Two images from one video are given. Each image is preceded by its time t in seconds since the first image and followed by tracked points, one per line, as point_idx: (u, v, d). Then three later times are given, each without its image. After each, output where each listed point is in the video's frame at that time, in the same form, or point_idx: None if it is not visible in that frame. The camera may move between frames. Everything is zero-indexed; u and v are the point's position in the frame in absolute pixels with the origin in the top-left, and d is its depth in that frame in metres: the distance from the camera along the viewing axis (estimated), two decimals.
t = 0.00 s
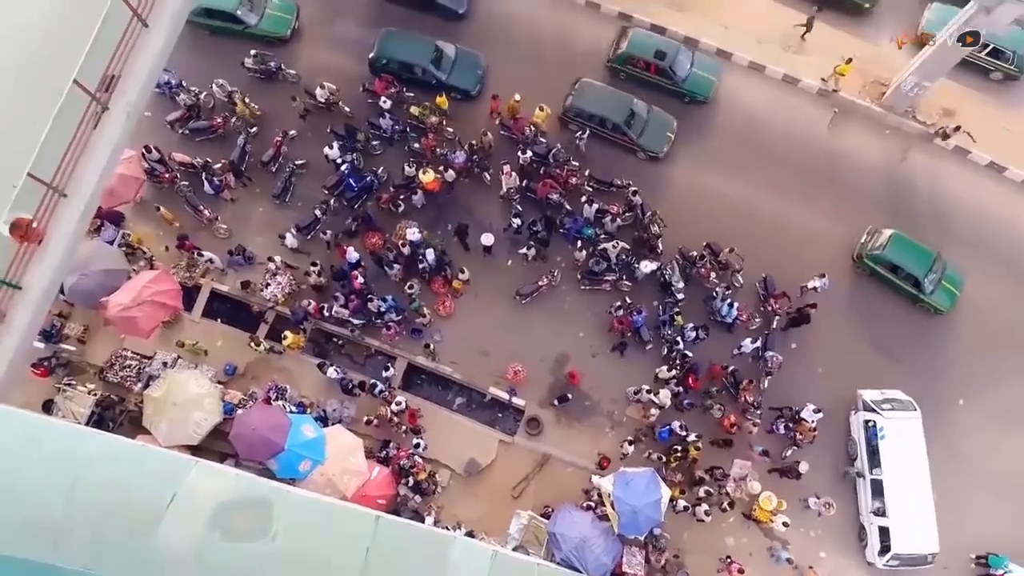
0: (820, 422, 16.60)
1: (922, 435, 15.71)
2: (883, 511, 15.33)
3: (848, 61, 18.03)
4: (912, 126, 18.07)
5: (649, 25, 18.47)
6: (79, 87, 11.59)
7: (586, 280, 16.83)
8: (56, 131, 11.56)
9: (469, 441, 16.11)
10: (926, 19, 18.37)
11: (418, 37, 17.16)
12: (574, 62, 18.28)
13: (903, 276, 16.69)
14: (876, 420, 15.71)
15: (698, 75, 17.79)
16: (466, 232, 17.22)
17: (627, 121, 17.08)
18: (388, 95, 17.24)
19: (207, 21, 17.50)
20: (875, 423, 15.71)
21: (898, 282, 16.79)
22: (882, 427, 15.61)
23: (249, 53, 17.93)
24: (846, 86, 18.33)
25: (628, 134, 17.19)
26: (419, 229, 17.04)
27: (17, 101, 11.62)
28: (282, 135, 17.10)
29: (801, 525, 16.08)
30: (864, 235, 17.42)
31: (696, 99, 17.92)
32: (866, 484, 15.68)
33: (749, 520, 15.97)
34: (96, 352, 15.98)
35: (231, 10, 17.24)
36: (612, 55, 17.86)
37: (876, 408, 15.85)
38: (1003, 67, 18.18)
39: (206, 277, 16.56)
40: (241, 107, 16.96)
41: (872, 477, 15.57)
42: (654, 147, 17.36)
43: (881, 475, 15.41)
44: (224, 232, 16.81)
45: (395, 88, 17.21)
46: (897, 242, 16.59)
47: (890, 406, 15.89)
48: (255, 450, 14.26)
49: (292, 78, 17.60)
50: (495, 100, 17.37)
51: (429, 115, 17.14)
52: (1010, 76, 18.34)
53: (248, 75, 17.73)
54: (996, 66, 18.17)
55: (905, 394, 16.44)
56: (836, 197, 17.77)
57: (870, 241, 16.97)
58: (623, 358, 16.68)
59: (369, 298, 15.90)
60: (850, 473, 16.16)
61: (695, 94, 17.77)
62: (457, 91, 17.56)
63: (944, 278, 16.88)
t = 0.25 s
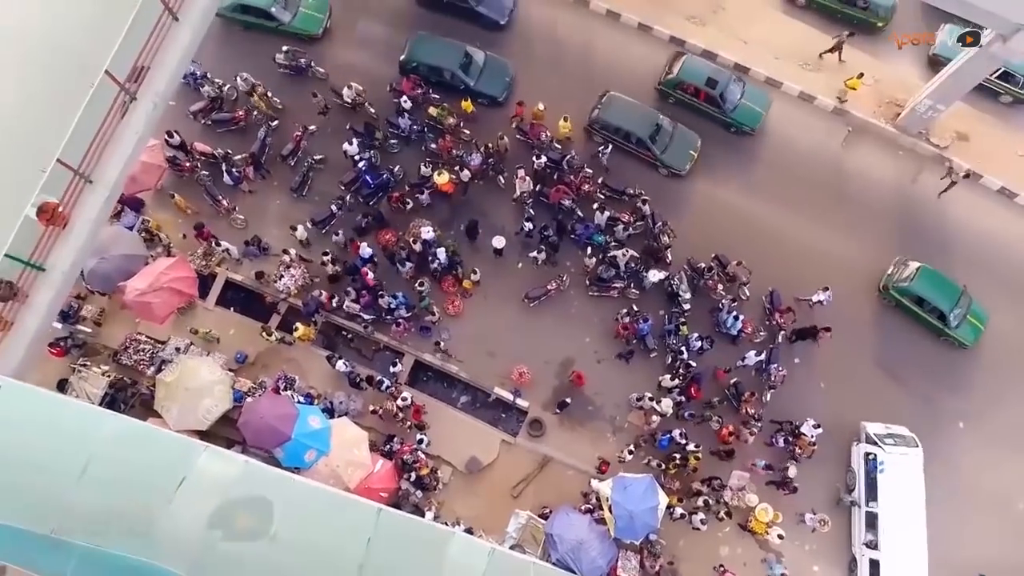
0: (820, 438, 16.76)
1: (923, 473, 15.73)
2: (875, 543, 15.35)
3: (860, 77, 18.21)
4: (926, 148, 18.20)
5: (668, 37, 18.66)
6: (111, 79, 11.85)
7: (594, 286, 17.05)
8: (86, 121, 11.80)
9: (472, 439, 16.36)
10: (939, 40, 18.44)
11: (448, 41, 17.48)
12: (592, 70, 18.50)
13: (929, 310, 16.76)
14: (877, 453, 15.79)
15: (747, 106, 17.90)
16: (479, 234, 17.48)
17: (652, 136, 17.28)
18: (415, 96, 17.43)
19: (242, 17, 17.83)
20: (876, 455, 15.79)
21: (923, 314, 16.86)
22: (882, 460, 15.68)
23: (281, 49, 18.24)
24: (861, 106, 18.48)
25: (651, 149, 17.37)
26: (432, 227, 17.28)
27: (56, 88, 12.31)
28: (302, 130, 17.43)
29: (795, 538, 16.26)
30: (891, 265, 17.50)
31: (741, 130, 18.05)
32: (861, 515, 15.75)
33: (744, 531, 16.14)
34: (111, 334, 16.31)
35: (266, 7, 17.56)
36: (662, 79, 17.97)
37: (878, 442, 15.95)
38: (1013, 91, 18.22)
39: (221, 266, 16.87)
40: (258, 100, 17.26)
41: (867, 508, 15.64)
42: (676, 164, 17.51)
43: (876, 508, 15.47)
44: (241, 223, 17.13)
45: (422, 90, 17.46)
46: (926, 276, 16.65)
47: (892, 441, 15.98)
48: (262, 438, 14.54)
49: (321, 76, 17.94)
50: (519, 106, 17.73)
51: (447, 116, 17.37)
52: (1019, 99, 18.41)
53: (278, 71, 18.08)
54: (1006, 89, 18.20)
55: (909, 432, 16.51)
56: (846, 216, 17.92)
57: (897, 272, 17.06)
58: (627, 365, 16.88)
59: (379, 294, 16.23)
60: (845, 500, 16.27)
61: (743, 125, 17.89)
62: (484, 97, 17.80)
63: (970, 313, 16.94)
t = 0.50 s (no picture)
0: (819, 448, 16.88)
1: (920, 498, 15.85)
2: (869, 565, 15.59)
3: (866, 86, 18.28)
4: (934, 163, 18.29)
5: (681, 44, 18.77)
6: (130, 72, 12.11)
7: (599, 291, 17.20)
8: (104, 113, 12.04)
9: (474, 439, 16.53)
10: (946, 54, 18.55)
11: (468, 45, 17.64)
12: (604, 76, 18.64)
13: (946, 332, 16.83)
14: (876, 475, 15.87)
15: (780, 130, 17.89)
16: (486, 235, 17.65)
17: (668, 147, 17.37)
18: (432, 98, 17.65)
19: (265, 15, 18.02)
20: (874, 478, 15.87)
21: (940, 337, 16.93)
22: (880, 483, 15.75)
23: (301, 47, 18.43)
24: (871, 119, 18.58)
25: (666, 161, 17.47)
26: (440, 226, 17.46)
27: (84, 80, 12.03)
28: (315, 127, 17.62)
29: (792, 546, 16.39)
30: (909, 287, 17.59)
31: (772, 153, 18.07)
32: (856, 535, 15.90)
33: (741, 537, 16.28)
34: (121, 323, 16.55)
35: (289, 6, 17.76)
36: (696, 98, 18.05)
37: (878, 464, 16.02)
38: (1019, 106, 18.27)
39: (231, 260, 17.07)
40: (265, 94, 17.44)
41: (863, 530, 15.78)
42: (691, 177, 17.61)
43: (872, 530, 15.61)
44: (252, 217, 17.34)
45: (439, 92, 17.65)
46: (944, 299, 16.74)
47: (892, 465, 16.06)
48: (268, 430, 14.73)
49: (341, 75, 18.17)
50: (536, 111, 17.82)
51: (458, 117, 17.56)
52: None
53: (296, 69, 18.29)
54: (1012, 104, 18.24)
55: (909, 455, 16.59)
56: (852, 228, 18.03)
57: (915, 294, 17.14)
58: (629, 369, 17.03)
59: (387, 292, 16.42)
60: (840, 518, 16.35)
61: (774, 149, 17.91)
62: (502, 101, 17.94)
63: (987, 338, 17.02)
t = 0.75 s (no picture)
0: (818, 461, 17.02)
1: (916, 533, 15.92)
2: None
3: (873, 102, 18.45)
4: (944, 183, 18.40)
5: (697, 56, 18.94)
6: (156, 66, 12.42)
7: (606, 297, 17.40)
8: (130, 105, 12.32)
9: (477, 438, 16.76)
10: (958, 74, 18.64)
11: (496, 53, 17.82)
12: (619, 85, 18.83)
13: (968, 366, 16.89)
14: (874, 505, 15.95)
15: (822, 167, 17.87)
16: (497, 237, 17.87)
17: (689, 164, 17.51)
18: (454, 101, 17.96)
19: (295, 14, 18.30)
20: (871, 509, 15.96)
21: (961, 369, 17.00)
22: (876, 515, 15.87)
23: (327, 47, 18.70)
24: (883, 137, 18.69)
25: (686, 177, 17.61)
26: (451, 227, 17.68)
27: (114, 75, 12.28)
28: (333, 124, 17.89)
29: (787, 558, 16.54)
30: (933, 319, 17.66)
31: (811, 190, 18.06)
32: (847, 562, 16.04)
33: (737, 547, 16.44)
34: (136, 310, 16.85)
35: (320, 7, 17.97)
36: (742, 128, 18.18)
37: (876, 496, 16.10)
38: None
39: (245, 252, 17.36)
40: (277, 88, 17.65)
41: (855, 559, 15.89)
42: (711, 195, 17.75)
43: (864, 560, 15.75)
44: (267, 211, 17.63)
45: (462, 96, 17.93)
46: (968, 333, 16.84)
47: (891, 497, 16.12)
48: (275, 421, 15.01)
49: (365, 75, 18.41)
50: (558, 117, 17.97)
51: (474, 120, 17.80)
52: None
53: (323, 69, 18.55)
54: None
55: (908, 490, 16.64)
56: (860, 245, 18.17)
57: (939, 326, 17.23)
58: (633, 375, 17.22)
59: (397, 290, 16.65)
60: (834, 544, 16.49)
61: (814, 186, 17.89)
62: (526, 109, 18.15)
63: (1009, 373, 17.07)
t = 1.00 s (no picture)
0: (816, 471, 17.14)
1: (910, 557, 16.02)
2: None
3: (878, 111, 18.49)
4: (951, 198, 18.49)
5: (708, 65, 19.06)
6: (175, 63, 12.59)
7: (611, 301, 17.53)
8: (148, 101, 12.46)
9: (478, 437, 16.94)
10: (963, 88, 18.74)
11: (514, 59, 17.98)
12: (630, 92, 18.98)
13: (983, 391, 16.94)
14: (870, 527, 16.04)
15: (849, 197, 17.87)
16: (504, 239, 18.03)
17: (703, 177, 17.65)
18: (468, 104, 18.17)
19: (316, 15, 18.51)
20: (867, 530, 16.06)
21: (977, 395, 17.04)
22: (872, 536, 15.98)
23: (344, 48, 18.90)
24: (891, 150, 18.78)
25: (699, 190, 17.77)
26: (459, 228, 17.85)
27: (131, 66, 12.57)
28: (345, 123, 18.10)
29: (783, 566, 16.67)
30: (949, 343, 17.69)
31: (837, 219, 18.08)
32: None
33: (734, 553, 16.57)
34: (146, 302, 17.08)
35: (341, 9, 18.18)
36: (771, 152, 18.20)
37: (873, 518, 16.19)
38: None
39: (255, 247, 17.56)
40: (289, 85, 17.79)
41: None
42: (723, 209, 17.90)
43: None
44: (278, 207, 17.83)
45: (476, 98, 18.14)
46: (985, 358, 16.89)
47: (888, 520, 16.22)
48: (281, 415, 15.19)
49: (381, 76, 18.58)
50: (574, 123, 18.23)
51: (484, 123, 17.98)
52: None
53: (338, 68, 18.73)
54: None
55: (905, 513, 16.71)
56: (865, 257, 18.28)
57: (955, 351, 17.26)
58: (634, 380, 17.35)
59: (404, 289, 16.80)
60: (829, 560, 16.59)
61: (840, 214, 17.91)
62: (543, 116, 18.29)
63: None
